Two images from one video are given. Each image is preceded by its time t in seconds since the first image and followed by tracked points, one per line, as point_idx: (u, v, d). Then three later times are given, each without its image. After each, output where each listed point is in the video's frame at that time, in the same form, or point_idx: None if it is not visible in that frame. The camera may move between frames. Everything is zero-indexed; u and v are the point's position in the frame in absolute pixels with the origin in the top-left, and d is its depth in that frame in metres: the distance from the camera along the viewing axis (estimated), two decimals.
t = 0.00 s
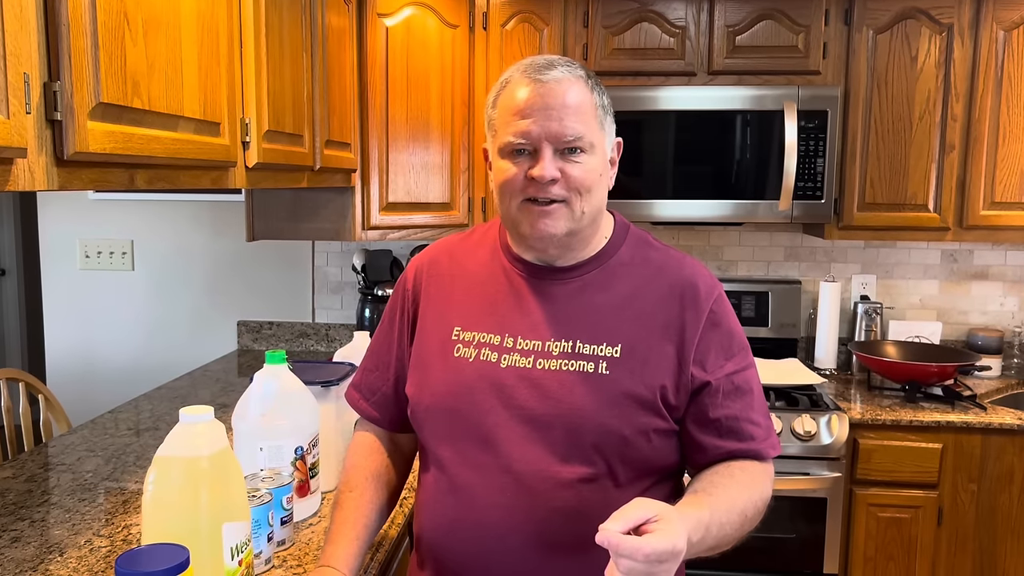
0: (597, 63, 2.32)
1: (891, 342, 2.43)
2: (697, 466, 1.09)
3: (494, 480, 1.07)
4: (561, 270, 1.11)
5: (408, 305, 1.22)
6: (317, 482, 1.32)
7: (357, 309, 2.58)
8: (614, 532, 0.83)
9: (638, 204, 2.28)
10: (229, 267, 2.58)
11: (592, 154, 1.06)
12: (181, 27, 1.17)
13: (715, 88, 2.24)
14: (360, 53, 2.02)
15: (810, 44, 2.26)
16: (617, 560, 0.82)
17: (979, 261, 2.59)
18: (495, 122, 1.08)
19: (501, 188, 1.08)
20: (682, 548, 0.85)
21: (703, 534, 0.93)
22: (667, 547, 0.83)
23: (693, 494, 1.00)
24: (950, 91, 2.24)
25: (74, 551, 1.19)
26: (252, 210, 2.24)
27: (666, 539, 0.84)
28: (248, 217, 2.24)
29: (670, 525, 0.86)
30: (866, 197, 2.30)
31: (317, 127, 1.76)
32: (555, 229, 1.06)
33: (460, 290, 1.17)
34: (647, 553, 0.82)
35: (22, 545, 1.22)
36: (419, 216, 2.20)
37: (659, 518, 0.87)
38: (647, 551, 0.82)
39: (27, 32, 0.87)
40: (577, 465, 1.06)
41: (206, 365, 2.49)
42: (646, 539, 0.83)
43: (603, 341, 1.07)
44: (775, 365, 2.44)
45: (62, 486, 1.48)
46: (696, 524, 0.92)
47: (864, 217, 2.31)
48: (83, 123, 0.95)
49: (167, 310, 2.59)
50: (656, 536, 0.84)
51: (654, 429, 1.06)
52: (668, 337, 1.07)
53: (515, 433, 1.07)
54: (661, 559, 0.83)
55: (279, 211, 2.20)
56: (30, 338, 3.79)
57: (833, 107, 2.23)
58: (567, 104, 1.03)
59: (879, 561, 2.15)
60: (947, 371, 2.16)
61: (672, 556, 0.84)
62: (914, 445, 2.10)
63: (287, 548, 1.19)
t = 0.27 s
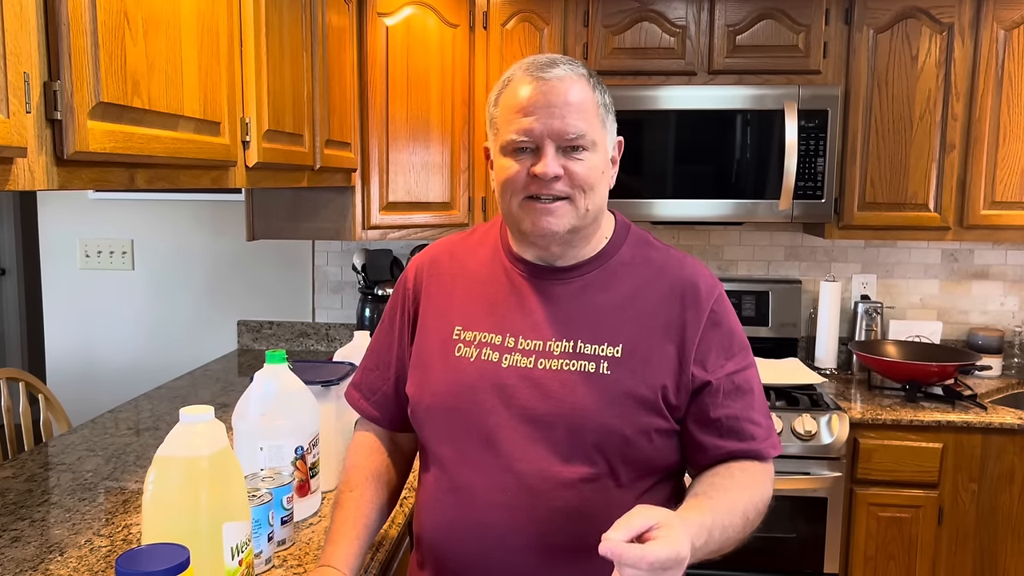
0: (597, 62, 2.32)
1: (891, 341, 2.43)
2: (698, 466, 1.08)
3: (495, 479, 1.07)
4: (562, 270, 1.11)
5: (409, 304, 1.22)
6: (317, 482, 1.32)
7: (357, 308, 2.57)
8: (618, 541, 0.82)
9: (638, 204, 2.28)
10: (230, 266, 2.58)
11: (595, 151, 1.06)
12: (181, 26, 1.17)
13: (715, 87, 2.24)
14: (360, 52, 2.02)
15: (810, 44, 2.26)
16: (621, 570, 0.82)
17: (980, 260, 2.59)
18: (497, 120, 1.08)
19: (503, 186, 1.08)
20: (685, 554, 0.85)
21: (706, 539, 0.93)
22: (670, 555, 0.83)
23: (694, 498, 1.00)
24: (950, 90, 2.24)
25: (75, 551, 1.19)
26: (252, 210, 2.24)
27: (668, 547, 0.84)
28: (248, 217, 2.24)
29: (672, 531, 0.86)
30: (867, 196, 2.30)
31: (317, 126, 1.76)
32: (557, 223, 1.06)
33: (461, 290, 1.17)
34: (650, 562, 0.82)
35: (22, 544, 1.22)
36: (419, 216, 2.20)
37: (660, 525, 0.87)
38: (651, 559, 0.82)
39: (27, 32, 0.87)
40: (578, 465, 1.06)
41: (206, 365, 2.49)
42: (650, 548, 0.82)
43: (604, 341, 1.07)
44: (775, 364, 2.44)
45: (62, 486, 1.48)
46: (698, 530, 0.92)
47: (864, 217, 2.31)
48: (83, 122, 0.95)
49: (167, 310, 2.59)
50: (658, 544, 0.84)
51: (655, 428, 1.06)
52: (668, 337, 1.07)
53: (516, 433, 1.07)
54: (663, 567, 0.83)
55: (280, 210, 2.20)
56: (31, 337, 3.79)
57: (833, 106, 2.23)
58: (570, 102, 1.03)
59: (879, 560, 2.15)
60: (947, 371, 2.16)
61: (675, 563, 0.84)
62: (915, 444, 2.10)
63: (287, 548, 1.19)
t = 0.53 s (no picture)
0: (598, 62, 2.31)
1: (892, 341, 2.43)
2: (697, 467, 1.09)
3: (496, 479, 1.07)
4: (563, 270, 1.11)
5: (409, 304, 1.22)
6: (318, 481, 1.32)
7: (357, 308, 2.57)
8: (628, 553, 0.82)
9: (639, 203, 2.28)
10: (230, 266, 2.58)
11: (595, 150, 1.06)
12: (183, 26, 1.17)
13: (716, 87, 2.24)
14: (361, 52, 2.02)
15: (811, 43, 2.26)
16: None
17: (980, 260, 2.59)
18: (498, 119, 1.08)
19: (503, 184, 1.08)
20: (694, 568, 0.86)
21: None
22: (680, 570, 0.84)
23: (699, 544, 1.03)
24: (951, 90, 2.24)
25: (76, 550, 1.19)
26: (252, 209, 2.24)
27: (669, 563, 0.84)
28: (249, 216, 2.24)
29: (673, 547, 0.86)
30: (867, 195, 2.30)
31: (318, 126, 1.76)
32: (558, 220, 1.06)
33: (462, 289, 1.17)
34: None
35: (23, 544, 1.22)
36: (419, 215, 2.20)
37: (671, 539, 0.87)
38: None
39: (29, 31, 0.87)
40: (579, 464, 1.06)
41: (206, 364, 2.49)
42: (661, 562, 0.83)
43: (604, 341, 1.07)
44: (775, 364, 2.44)
45: (63, 485, 1.48)
46: None
47: (865, 216, 2.31)
48: (84, 122, 0.95)
49: (168, 309, 2.59)
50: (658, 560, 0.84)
51: (656, 428, 1.06)
52: (668, 337, 1.07)
53: (517, 433, 1.07)
54: None
55: (280, 210, 2.20)
56: (31, 337, 3.79)
57: (834, 106, 2.23)
58: (570, 100, 1.04)
59: (880, 560, 2.15)
60: (947, 371, 2.16)
61: None
62: (915, 444, 2.10)
63: (288, 547, 1.19)
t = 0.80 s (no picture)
0: (598, 62, 2.32)
1: (892, 341, 2.43)
2: (695, 466, 1.10)
3: (496, 479, 1.07)
4: (564, 270, 1.11)
5: (409, 303, 1.22)
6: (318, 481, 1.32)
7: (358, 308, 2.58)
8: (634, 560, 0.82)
9: (639, 203, 2.28)
10: (231, 266, 2.58)
11: (593, 148, 1.06)
12: (183, 26, 1.17)
13: (716, 87, 2.24)
14: (361, 52, 2.02)
15: (811, 43, 2.26)
16: None
17: (980, 260, 2.59)
18: (496, 118, 1.09)
19: (502, 182, 1.08)
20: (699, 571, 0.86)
21: None
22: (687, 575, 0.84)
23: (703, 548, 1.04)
24: (951, 90, 2.24)
25: (77, 550, 1.19)
26: (253, 209, 2.24)
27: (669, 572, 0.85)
28: (250, 216, 2.24)
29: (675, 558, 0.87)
30: (867, 195, 2.30)
31: (319, 126, 1.76)
32: (556, 218, 1.06)
33: (462, 289, 1.17)
34: None
35: (24, 543, 1.22)
36: (419, 215, 2.20)
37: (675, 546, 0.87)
38: None
39: (30, 32, 0.87)
40: (580, 464, 1.06)
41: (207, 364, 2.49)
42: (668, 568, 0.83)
43: (606, 342, 1.07)
44: (775, 364, 2.44)
45: (64, 485, 1.48)
46: None
47: (865, 216, 2.31)
48: (86, 122, 0.95)
49: (168, 309, 2.59)
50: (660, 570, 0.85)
51: (656, 428, 1.07)
52: (671, 339, 1.07)
53: (518, 433, 1.07)
54: None
55: (281, 210, 2.20)
56: (31, 337, 3.79)
57: (834, 106, 2.23)
58: (568, 98, 1.04)
59: (880, 560, 2.15)
60: (947, 371, 2.16)
61: None
62: (915, 444, 2.10)
63: (288, 547, 1.19)
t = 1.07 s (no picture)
0: (598, 62, 2.32)
1: (892, 341, 2.43)
2: (694, 464, 1.10)
3: (497, 478, 1.07)
4: (563, 268, 1.11)
5: (408, 301, 1.22)
6: (318, 481, 1.32)
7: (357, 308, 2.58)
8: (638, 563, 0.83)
9: (638, 203, 2.28)
10: (231, 266, 2.58)
11: (595, 148, 1.06)
12: (183, 26, 1.17)
13: (716, 87, 2.24)
14: (361, 52, 2.02)
15: (811, 43, 2.26)
16: None
17: (980, 260, 2.59)
18: (499, 117, 1.09)
19: (504, 182, 1.08)
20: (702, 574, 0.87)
21: None
22: None
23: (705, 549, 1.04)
24: (950, 90, 2.25)
25: (77, 550, 1.19)
26: (252, 209, 2.24)
27: None
28: (249, 216, 2.24)
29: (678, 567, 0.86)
30: (867, 195, 2.30)
31: (318, 126, 1.76)
32: (559, 219, 1.06)
33: (463, 287, 1.17)
34: None
35: (24, 543, 1.22)
36: (419, 215, 2.20)
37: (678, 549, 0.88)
38: None
39: (31, 31, 0.87)
40: (581, 463, 1.06)
41: (207, 364, 2.49)
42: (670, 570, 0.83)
43: (606, 340, 1.08)
44: (775, 364, 2.44)
45: (64, 485, 1.48)
46: None
47: (864, 216, 2.31)
48: (86, 122, 0.95)
49: (168, 309, 2.59)
50: None
51: (657, 426, 1.07)
52: (671, 337, 1.07)
53: (518, 432, 1.07)
54: None
55: (281, 210, 2.20)
56: (31, 336, 3.79)
57: (833, 106, 2.23)
58: (570, 98, 1.04)
59: (880, 560, 2.15)
60: (947, 371, 2.16)
61: None
62: (915, 444, 2.10)
63: (288, 546, 1.19)
